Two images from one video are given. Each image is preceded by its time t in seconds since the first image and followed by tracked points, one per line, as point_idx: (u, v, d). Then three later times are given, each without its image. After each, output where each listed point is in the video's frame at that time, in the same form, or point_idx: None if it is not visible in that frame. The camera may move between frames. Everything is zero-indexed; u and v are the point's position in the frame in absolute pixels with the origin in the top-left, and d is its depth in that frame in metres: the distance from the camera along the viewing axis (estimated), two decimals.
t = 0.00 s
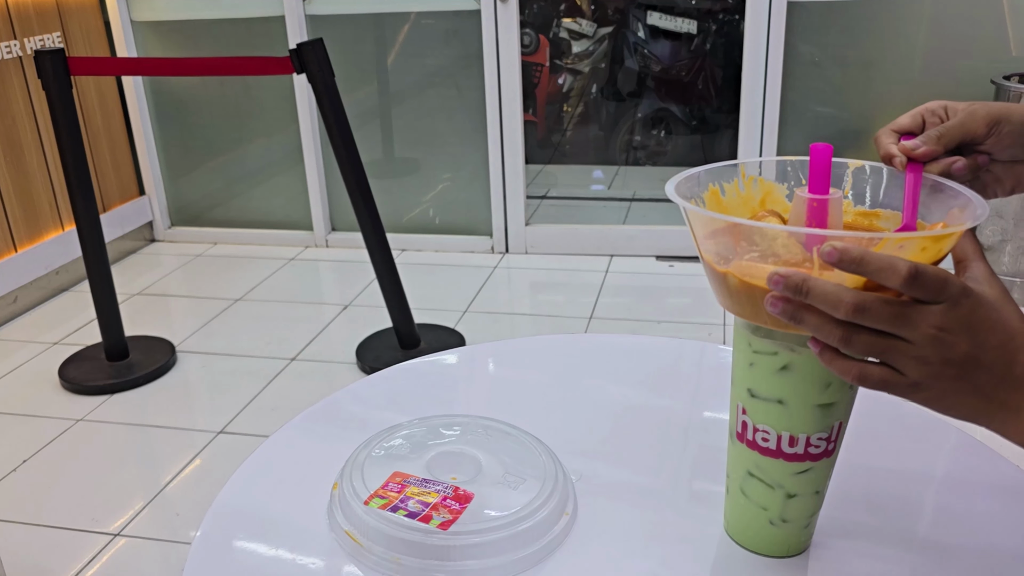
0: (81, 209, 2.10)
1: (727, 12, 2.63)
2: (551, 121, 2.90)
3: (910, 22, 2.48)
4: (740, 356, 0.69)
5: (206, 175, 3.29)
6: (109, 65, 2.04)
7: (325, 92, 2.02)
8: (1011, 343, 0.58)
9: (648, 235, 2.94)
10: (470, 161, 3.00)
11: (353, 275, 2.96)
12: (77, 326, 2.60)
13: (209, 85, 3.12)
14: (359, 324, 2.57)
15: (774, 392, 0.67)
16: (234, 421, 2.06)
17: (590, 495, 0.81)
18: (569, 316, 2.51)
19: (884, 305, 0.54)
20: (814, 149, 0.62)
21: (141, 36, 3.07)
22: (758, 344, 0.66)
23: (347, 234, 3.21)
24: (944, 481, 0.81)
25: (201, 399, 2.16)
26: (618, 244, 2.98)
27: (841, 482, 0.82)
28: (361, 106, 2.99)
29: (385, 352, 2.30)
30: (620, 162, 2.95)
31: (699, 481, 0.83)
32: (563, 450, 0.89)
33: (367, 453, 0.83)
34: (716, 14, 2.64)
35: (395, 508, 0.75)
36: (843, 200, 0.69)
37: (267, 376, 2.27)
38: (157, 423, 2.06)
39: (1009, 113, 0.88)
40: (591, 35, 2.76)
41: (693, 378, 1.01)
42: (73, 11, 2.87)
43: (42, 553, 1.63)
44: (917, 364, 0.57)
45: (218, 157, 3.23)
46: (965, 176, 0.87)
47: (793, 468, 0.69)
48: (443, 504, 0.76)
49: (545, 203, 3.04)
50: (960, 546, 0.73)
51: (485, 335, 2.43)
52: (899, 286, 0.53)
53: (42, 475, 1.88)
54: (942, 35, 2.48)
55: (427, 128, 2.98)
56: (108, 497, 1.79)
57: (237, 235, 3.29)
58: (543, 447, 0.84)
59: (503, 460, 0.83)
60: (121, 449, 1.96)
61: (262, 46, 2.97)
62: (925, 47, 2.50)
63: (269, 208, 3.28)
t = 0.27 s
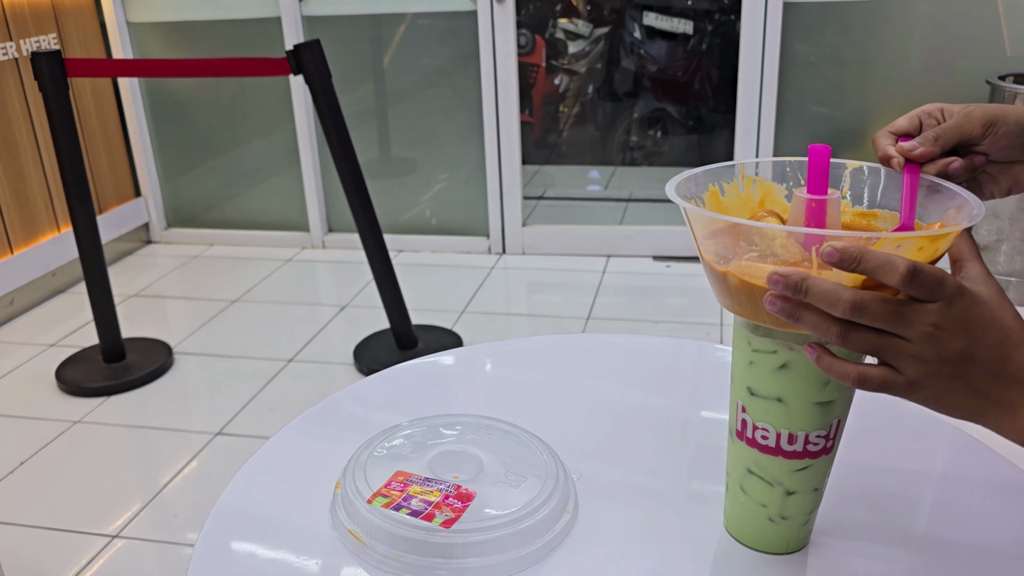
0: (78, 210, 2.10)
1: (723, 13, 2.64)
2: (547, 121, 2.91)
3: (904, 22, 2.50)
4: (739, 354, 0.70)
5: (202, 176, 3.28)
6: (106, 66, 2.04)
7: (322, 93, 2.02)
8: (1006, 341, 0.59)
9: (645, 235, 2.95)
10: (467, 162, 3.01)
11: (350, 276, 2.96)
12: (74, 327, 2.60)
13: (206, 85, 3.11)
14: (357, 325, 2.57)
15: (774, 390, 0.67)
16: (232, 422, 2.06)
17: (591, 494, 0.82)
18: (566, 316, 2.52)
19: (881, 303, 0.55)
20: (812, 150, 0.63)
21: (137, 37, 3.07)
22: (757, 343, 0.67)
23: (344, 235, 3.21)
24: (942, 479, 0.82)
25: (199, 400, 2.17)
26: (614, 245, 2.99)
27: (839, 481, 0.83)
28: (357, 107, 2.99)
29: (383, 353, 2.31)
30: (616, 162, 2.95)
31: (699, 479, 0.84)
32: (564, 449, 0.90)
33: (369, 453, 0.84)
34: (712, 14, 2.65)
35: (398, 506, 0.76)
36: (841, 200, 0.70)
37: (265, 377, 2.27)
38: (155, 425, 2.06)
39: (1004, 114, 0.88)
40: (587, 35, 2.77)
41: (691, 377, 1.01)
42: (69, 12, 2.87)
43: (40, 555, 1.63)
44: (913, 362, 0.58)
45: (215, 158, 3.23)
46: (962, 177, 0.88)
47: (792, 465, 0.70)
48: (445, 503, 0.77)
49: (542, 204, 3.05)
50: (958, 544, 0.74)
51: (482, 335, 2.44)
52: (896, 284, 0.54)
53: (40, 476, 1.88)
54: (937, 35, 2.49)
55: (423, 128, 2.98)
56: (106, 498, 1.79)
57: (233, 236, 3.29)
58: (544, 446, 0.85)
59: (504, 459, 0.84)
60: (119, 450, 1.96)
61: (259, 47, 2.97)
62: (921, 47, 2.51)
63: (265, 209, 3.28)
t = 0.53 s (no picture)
0: (77, 213, 2.10)
1: (720, 15, 2.65)
2: (545, 123, 2.92)
3: (901, 24, 2.51)
4: (739, 355, 0.70)
5: (199, 179, 3.29)
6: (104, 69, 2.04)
7: (320, 95, 2.02)
8: (1002, 342, 0.59)
9: (643, 237, 2.96)
10: (464, 163, 3.01)
11: (348, 278, 2.96)
12: (72, 330, 2.60)
13: (203, 88, 3.12)
14: (355, 328, 2.57)
15: (773, 391, 0.68)
16: (231, 425, 2.06)
17: (592, 495, 0.83)
18: (564, 318, 2.53)
19: (878, 305, 0.56)
20: (810, 154, 0.63)
21: (135, 40, 3.07)
22: (757, 344, 0.68)
23: (342, 237, 3.21)
24: (939, 478, 0.83)
25: (197, 402, 2.17)
26: (612, 246, 2.99)
27: (837, 481, 0.84)
28: (355, 109, 2.99)
29: (381, 355, 2.31)
30: (614, 163, 2.96)
31: (699, 480, 0.85)
32: (565, 450, 0.90)
33: (372, 455, 0.85)
34: (709, 16, 2.66)
35: (401, 507, 0.76)
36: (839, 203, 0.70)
37: (263, 379, 2.28)
38: (154, 428, 2.06)
39: (1000, 118, 0.89)
40: (584, 37, 2.77)
41: (690, 378, 1.02)
42: (66, 15, 2.87)
43: (39, 558, 1.63)
44: (910, 363, 0.59)
45: (212, 160, 3.23)
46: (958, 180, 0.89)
47: (791, 466, 0.70)
48: (448, 504, 0.77)
49: (540, 206, 3.05)
50: (955, 543, 0.75)
51: (481, 337, 2.44)
52: (894, 287, 0.54)
53: (39, 479, 1.88)
54: (933, 37, 2.51)
55: (421, 129, 2.99)
56: (105, 502, 1.80)
57: (231, 238, 3.30)
58: (545, 447, 0.85)
59: (505, 461, 0.84)
60: (118, 453, 1.96)
61: (256, 49, 2.97)
62: (917, 48, 2.53)
63: (263, 212, 3.28)
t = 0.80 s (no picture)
0: (76, 216, 2.10)
1: (717, 17, 2.66)
2: (543, 125, 2.93)
3: (898, 26, 2.52)
4: (740, 355, 0.71)
5: (198, 181, 3.29)
6: (103, 72, 2.05)
7: (319, 97, 2.03)
8: (999, 342, 0.60)
9: (641, 239, 2.97)
10: (463, 165, 3.02)
11: (347, 280, 2.97)
12: (71, 333, 2.60)
13: (202, 90, 3.12)
14: (355, 329, 2.58)
15: (773, 390, 0.69)
16: (230, 427, 2.06)
17: (594, 495, 0.83)
18: (563, 319, 2.53)
19: (877, 306, 0.56)
20: (810, 155, 0.64)
21: (133, 43, 3.07)
22: (758, 344, 0.68)
23: (341, 239, 3.22)
24: (939, 478, 0.83)
25: (197, 405, 2.17)
26: (610, 248, 3.00)
27: (837, 480, 0.85)
28: (353, 111, 3.00)
29: (381, 357, 2.32)
30: (611, 165, 2.97)
31: (700, 480, 0.85)
32: (567, 450, 0.91)
33: (375, 456, 0.85)
34: (706, 18, 2.67)
35: (404, 507, 0.77)
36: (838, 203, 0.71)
37: (263, 381, 2.28)
38: (153, 430, 2.06)
39: (998, 119, 0.90)
40: (582, 39, 2.78)
41: (690, 379, 1.03)
42: (65, 18, 2.88)
43: (39, 560, 1.63)
44: (908, 364, 0.59)
45: (211, 163, 3.24)
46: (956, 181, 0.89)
47: (792, 465, 0.71)
48: (451, 504, 0.78)
49: (538, 208, 3.06)
50: (954, 542, 0.75)
51: (480, 339, 2.45)
52: (894, 287, 0.55)
53: (39, 481, 1.88)
54: (930, 39, 2.52)
55: (420, 131, 2.99)
56: (105, 504, 1.80)
57: (230, 241, 3.30)
58: (547, 448, 0.86)
59: (507, 461, 0.85)
60: (118, 455, 1.96)
61: (255, 52, 2.97)
62: (913, 50, 2.54)
63: (262, 214, 3.28)
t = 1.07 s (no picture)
0: (75, 219, 2.11)
1: (714, 20, 2.67)
2: (540, 127, 2.94)
3: (893, 28, 2.53)
4: (736, 356, 0.72)
5: (196, 184, 3.29)
6: (101, 75, 2.05)
7: (317, 100, 2.03)
8: (991, 342, 0.60)
9: (638, 241, 2.98)
10: (461, 168, 3.02)
11: (346, 282, 2.97)
12: (70, 336, 2.60)
13: (200, 93, 3.13)
14: (353, 332, 2.58)
15: (769, 390, 0.69)
16: (229, 429, 2.07)
17: (592, 494, 0.84)
18: (561, 321, 2.54)
19: (871, 306, 0.57)
20: (805, 157, 0.64)
21: (131, 46, 3.08)
22: (754, 344, 0.69)
23: (339, 241, 3.22)
24: (934, 477, 0.84)
25: (195, 407, 2.18)
26: (608, 250, 3.01)
27: (833, 480, 0.85)
28: (351, 114, 3.01)
29: (379, 359, 2.32)
30: (609, 168, 2.99)
31: (697, 480, 0.86)
32: (565, 451, 0.91)
33: (374, 456, 0.86)
34: (703, 21, 2.68)
35: (403, 507, 0.77)
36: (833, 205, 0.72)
37: (261, 383, 2.29)
38: (152, 432, 2.06)
39: (990, 121, 0.91)
40: (579, 42, 2.79)
41: (687, 380, 1.03)
42: (64, 21, 2.88)
43: (38, 562, 1.64)
44: (902, 363, 0.60)
45: (209, 166, 3.24)
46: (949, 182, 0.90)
47: (787, 464, 0.72)
48: (450, 504, 0.78)
49: (536, 210, 3.07)
50: (948, 541, 0.76)
51: (477, 341, 2.45)
52: (887, 288, 0.55)
53: (37, 484, 1.88)
54: (925, 41, 2.53)
55: (417, 134, 3.00)
56: (104, 506, 1.80)
57: (228, 243, 3.30)
58: (545, 448, 0.87)
59: (506, 461, 0.85)
60: (117, 458, 1.97)
61: (253, 55, 2.98)
62: (909, 52, 2.55)
63: (260, 216, 3.29)
